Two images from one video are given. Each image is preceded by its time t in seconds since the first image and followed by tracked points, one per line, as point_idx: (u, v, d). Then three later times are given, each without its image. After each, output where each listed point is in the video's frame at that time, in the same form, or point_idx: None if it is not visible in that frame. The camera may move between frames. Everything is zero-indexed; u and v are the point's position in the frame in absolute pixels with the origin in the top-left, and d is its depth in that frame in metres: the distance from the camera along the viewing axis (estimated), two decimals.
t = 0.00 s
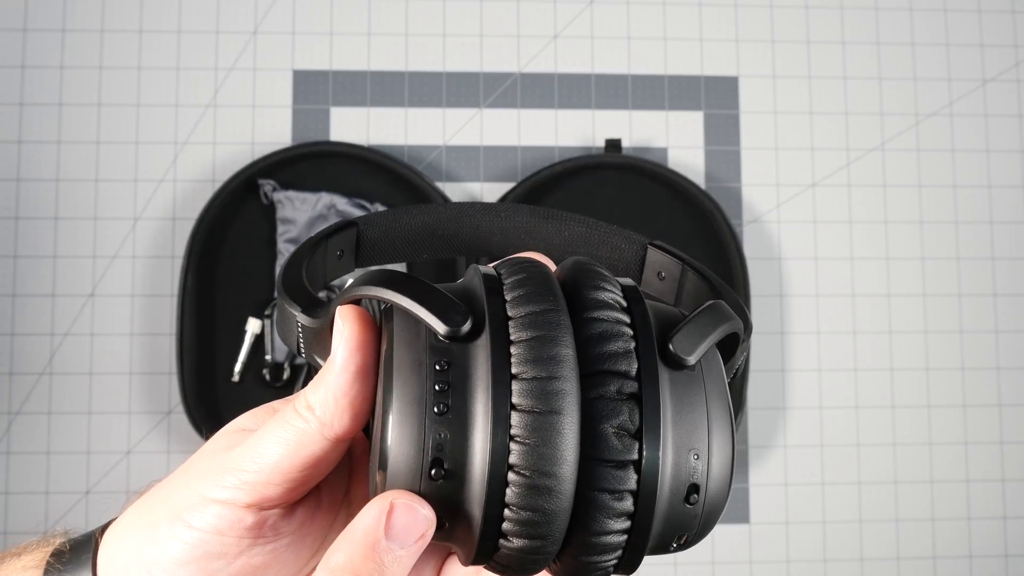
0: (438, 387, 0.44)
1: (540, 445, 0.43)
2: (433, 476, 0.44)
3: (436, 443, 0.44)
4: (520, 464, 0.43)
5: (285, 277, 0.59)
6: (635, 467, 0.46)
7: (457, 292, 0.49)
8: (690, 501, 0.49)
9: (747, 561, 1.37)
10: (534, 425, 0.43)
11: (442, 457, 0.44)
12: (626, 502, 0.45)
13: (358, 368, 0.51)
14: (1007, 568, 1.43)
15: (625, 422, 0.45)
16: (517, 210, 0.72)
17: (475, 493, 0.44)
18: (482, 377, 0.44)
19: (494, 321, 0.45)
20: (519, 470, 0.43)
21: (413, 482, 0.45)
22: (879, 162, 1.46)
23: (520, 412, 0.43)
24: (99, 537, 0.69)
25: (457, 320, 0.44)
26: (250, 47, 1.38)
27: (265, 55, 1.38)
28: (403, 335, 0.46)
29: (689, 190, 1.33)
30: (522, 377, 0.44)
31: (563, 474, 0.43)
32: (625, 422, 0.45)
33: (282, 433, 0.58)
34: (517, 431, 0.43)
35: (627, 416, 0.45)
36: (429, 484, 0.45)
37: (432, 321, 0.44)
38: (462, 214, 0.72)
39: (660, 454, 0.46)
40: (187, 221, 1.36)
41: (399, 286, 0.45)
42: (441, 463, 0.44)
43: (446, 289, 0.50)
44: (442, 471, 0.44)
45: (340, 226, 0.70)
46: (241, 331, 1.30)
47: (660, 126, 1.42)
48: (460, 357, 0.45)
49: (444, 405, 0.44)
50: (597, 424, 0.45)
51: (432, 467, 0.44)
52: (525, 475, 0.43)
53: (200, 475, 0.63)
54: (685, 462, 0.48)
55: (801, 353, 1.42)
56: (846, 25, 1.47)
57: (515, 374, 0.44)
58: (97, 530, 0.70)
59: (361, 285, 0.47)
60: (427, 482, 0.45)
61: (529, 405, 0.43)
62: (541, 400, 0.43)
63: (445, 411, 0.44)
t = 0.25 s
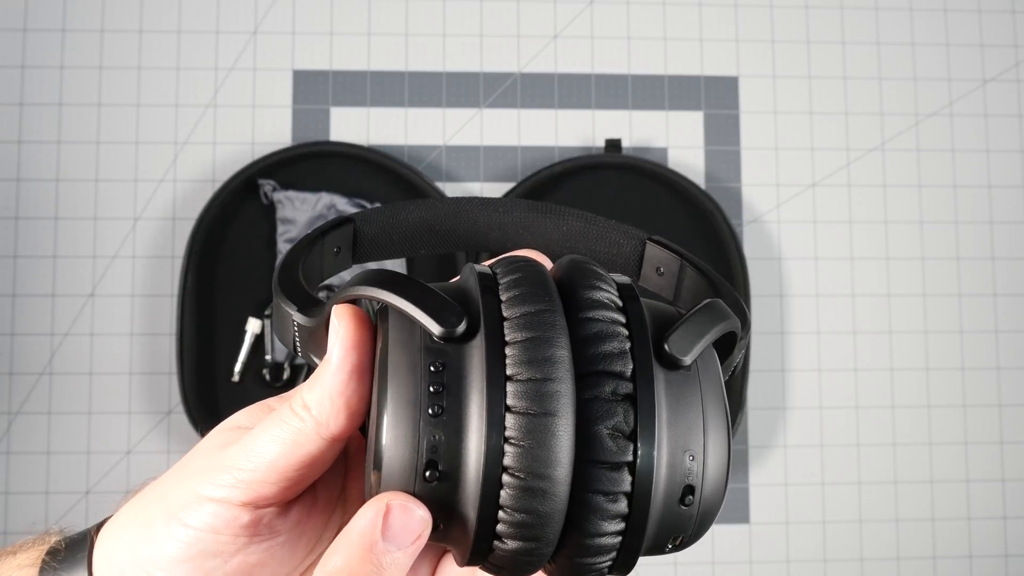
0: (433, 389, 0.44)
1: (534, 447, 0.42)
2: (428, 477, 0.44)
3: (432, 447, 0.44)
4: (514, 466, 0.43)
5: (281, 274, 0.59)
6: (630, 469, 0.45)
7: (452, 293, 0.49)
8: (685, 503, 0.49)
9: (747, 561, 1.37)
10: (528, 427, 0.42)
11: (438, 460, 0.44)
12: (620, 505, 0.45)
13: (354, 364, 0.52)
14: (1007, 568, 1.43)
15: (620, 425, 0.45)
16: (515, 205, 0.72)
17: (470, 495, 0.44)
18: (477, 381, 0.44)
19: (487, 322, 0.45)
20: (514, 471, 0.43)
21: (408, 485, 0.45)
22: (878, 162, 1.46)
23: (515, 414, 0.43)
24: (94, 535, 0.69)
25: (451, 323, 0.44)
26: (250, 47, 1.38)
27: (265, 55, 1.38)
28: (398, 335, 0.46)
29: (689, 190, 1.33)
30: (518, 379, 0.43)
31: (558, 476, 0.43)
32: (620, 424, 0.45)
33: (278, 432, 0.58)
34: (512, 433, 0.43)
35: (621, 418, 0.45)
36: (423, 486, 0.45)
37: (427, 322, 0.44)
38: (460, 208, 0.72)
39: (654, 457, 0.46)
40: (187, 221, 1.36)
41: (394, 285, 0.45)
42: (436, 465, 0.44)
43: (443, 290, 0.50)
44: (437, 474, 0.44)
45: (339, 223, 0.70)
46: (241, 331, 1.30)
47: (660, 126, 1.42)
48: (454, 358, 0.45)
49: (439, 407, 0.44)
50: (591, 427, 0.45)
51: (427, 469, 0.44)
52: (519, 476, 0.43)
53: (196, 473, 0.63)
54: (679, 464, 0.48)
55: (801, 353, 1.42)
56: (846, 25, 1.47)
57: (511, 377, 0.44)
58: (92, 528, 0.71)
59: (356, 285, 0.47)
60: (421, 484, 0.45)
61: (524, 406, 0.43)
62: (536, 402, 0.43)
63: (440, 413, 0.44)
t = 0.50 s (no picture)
0: (427, 418, 0.41)
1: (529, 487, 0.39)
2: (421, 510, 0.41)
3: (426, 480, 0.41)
4: (508, 506, 0.40)
5: (275, 276, 0.52)
6: (624, 504, 0.43)
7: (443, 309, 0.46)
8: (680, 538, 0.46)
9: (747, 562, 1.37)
10: (522, 465, 0.40)
11: (431, 493, 0.41)
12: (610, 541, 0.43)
13: (348, 383, 0.50)
14: (1008, 568, 1.43)
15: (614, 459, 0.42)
16: (518, 194, 0.65)
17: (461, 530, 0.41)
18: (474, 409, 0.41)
19: (482, 351, 0.42)
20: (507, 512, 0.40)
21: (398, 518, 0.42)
22: (878, 162, 1.46)
23: (509, 450, 0.40)
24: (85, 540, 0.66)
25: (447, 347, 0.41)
26: (250, 47, 1.38)
27: (265, 55, 1.38)
28: (393, 356, 0.43)
29: (689, 190, 1.33)
30: (514, 412, 0.40)
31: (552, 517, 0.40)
32: (615, 458, 0.42)
33: (270, 446, 0.57)
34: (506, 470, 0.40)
35: (614, 452, 0.42)
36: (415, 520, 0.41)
37: (422, 347, 0.41)
38: (461, 196, 0.65)
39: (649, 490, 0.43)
40: (187, 221, 1.36)
41: (390, 304, 0.42)
42: (429, 497, 0.41)
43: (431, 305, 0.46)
44: (429, 507, 0.41)
45: (334, 212, 0.61)
46: (241, 331, 1.30)
47: (660, 126, 1.42)
48: (449, 386, 0.42)
49: (433, 437, 0.41)
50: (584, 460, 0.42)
51: (420, 501, 0.41)
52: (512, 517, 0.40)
53: (187, 486, 0.62)
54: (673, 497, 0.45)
55: (801, 353, 1.42)
56: (846, 25, 1.47)
57: (506, 409, 0.41)
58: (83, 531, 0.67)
59: (348, 302, 0.43)
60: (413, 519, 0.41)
61: (520, 443, 0.40)
62: (532, 439, 0.40)
63: (435, 443, 0.41)
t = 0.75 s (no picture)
0: (430, 426, 0.39)
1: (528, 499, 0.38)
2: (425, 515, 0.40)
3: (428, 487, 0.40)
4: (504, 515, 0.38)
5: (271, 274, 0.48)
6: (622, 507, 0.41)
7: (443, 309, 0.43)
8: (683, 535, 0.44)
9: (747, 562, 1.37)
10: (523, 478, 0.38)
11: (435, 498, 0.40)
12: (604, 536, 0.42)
13: (351, 388, 0.49)
14: (1008, 569, 1.43)
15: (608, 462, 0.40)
16: (510, 181, 0.58)
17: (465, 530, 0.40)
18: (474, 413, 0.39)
19: (485, 359, 0.39)
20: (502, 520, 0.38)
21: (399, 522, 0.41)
22: (878, 162, 1.46)
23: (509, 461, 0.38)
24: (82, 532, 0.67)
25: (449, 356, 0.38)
26: (250, 47, 1.38)
27: (265, 55, 1.38)
28: (397, 363, 0.41)
29: (689, 190, 1.33)
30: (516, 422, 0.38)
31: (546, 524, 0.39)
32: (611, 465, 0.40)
33: (270, 447, 0.57)
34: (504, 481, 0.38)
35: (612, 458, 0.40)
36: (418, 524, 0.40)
37: (427, 355, 0.38)
38: (452, 184, 0.58)
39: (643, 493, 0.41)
40: (187, 221, 1.36)
41: (380, 307, 0.40)
42: (432, 502, 0.40)
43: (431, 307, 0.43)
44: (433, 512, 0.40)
45: (326, 202, 0.55)
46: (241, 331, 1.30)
47: (660, 126, 1.42)
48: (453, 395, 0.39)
49: (437, 444, 0.39)
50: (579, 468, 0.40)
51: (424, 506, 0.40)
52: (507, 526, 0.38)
53: (188, 486, 0.61)
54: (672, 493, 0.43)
55: (801, 353, 1.42)
56: (846, 25, 1.47)
57: (510, 418, 0.38)
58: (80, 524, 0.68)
59: (344, 305, 0.41)
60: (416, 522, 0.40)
61: (522, 454, 0.38)
62: (534, 452, 0.37)
63: (438, 451, 0.39)
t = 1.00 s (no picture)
0: (437, 463, 0.37)
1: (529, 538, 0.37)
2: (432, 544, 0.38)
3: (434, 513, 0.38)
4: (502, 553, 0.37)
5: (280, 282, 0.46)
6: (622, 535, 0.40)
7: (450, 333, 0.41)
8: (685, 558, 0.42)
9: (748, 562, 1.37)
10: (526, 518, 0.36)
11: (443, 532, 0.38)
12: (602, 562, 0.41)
13: (360, 412, 0.48)
14: (1007, 568, 1.43)
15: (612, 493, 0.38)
16: (526, 178, 0.57)
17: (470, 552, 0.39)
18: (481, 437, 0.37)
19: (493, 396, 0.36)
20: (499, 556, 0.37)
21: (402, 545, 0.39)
22: (878, 162, 1.46)
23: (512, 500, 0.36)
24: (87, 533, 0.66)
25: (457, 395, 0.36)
26: (250, 47, 1.38)
27: (265, 55, 1.38)
28: (406, 390, 0.39)
29: (689, 190, 1.33)
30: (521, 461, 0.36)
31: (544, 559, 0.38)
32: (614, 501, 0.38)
33: (279, 465, 0.56)
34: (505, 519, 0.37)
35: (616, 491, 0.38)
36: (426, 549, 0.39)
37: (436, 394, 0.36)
38: (468, 179, 0.57)
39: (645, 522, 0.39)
40: (187, 221, 1.36)
41: (382, 325, 0.38)
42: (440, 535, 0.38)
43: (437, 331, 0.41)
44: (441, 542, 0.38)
45: (338, 200, 0.54)
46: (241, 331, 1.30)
47: (660, 126, 1.42)
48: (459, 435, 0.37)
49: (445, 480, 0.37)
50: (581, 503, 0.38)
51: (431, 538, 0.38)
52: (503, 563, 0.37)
53: (196, 499, 0.61)
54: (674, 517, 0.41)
55: (801, 353, 1.42)
56: (846, 25, 1.47)
57: (516, 459, 0.36)
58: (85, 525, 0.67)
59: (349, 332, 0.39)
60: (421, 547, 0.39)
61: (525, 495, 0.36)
62: (539, 493, 0.36)
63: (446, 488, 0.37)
